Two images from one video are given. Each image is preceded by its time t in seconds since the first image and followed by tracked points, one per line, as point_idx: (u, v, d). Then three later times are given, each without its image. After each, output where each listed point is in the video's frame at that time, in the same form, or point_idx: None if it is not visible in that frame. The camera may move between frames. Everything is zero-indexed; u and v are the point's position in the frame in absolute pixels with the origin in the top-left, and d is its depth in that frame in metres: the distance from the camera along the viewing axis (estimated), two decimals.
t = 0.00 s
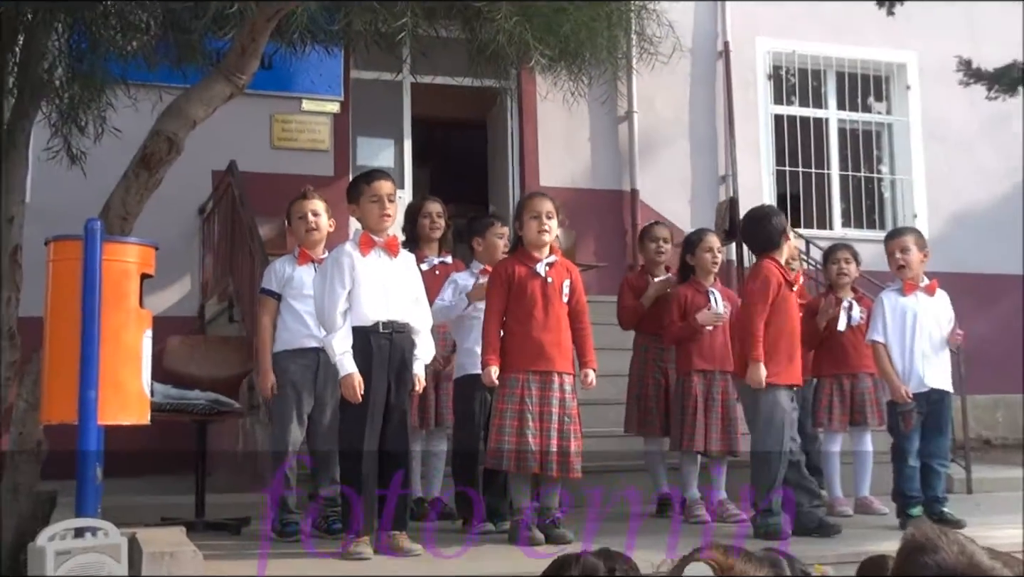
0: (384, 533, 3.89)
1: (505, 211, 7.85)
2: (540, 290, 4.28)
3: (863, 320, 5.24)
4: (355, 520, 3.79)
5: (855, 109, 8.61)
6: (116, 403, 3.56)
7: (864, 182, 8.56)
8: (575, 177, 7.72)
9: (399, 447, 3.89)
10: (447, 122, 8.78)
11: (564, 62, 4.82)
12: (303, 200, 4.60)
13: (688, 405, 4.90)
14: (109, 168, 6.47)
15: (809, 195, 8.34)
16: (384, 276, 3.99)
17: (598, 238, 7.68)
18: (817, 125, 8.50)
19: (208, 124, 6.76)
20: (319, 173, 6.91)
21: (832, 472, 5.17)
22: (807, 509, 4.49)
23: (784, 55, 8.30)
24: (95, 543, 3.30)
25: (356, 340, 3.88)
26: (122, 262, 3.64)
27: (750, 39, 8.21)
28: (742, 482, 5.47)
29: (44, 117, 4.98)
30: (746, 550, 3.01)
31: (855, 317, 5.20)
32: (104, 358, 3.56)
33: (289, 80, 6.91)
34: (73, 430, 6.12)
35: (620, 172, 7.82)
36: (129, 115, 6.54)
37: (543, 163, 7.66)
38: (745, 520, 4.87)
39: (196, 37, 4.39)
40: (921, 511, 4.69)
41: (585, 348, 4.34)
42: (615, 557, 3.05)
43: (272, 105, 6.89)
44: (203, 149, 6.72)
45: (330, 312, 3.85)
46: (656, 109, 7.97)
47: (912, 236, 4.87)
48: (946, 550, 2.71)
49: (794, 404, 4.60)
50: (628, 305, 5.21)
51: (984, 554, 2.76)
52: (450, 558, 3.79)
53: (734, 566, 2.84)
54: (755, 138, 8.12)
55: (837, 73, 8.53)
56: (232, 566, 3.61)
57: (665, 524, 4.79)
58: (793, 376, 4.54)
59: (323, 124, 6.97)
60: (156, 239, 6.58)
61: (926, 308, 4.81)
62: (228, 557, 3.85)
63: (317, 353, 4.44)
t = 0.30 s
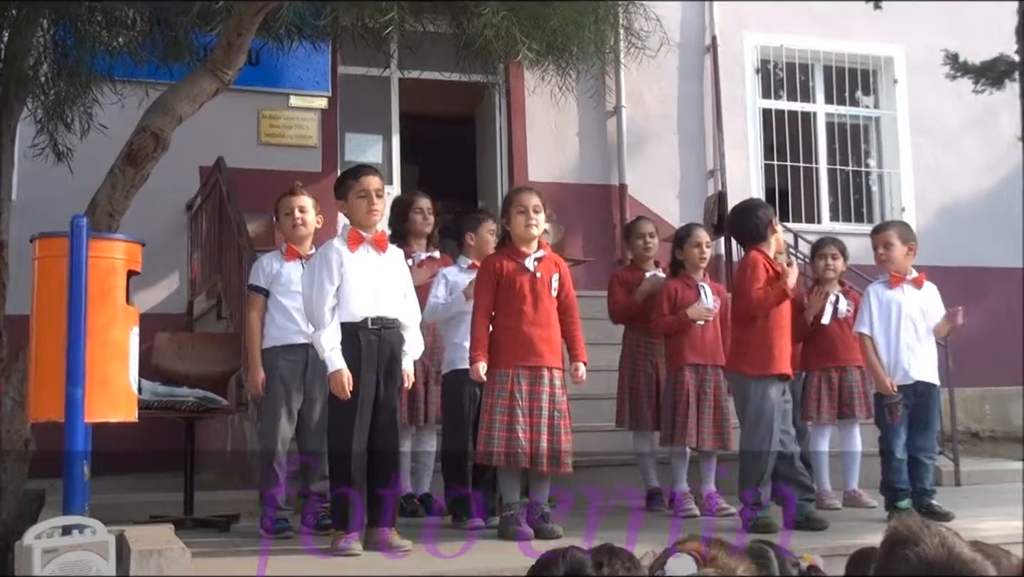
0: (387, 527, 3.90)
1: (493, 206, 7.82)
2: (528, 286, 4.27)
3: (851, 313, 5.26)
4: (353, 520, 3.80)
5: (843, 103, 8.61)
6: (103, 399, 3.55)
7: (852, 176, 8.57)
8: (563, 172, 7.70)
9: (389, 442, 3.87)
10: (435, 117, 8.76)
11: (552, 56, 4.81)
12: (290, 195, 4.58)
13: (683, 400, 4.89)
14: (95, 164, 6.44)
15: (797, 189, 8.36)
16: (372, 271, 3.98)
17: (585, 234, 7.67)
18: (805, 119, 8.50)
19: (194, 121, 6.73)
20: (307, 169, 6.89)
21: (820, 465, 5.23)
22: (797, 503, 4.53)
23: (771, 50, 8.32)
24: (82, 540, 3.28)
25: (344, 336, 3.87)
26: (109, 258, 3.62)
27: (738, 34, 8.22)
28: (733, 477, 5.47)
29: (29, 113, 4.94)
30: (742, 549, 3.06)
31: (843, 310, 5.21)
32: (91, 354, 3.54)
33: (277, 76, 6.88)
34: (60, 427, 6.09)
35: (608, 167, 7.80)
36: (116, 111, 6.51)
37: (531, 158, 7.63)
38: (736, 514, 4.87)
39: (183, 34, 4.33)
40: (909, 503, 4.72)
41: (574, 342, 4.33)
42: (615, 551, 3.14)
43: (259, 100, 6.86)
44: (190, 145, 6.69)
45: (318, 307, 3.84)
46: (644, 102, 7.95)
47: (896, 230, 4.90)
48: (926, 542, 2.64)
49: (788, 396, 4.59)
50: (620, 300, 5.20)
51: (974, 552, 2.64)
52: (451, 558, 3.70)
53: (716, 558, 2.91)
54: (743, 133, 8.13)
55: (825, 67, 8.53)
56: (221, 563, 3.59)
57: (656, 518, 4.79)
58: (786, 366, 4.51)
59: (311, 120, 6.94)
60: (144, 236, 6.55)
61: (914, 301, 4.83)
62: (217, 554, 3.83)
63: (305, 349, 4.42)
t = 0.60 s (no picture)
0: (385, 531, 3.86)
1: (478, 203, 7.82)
2: (513, 282, 4.27)
3: (835, 309, 5.30)
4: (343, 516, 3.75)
5: (827, 99, 8.64)
6: (86, 398, 3.53)
7: (835, 172, 8.62)
8: (548, 169, 7.70)
9: (374, 439, 3.86)
10: (419, 113, 8.74)
11: (538, 52, 4.80)
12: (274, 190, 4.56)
13: (679, 398, 4.90)
14: (78, 161, 6.41)
15: (781, 186, 8.39)
16: (358, 267, 3.97)
17: (571, 230, 7.68)
18: (790, 115, 8.54)
19: (177, 118, 6.69)
20: (291, 166, 6.88)
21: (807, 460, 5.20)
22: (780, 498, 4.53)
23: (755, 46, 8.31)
24: (66, 539, 3.26)
25: (330, 333, 3.87)
26: (92, 256, 3.60)
27: (723, 30, 8.23)
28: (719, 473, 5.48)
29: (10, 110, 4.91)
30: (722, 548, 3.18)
31: (827, 306, 5.24)
32: (74, 352, 3.52)
33: (261, 72, 6.87)
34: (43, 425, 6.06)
35: (593, 163, 7.81)
36: (99, 108, 6.49)
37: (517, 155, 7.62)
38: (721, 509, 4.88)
39: (166, 31, 4.32)
40: (893, 498, 4.73)
41: (558, 339, 4.34)
42: (603, 545, 3.20)
43: (243, 97, 6.83)
44: (173, 142, 6.67)
45: (303, 304, 3.83)
46: (629, 98, 7.96)
47: (881, 227, 4.92)
48: (904, 538, 2.80)
49: (779, 391, 4.59)
50: (606, 297, 5.21)
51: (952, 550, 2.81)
52: (453, 558, 3.63)
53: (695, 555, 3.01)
54: (728, 130, 8.15)
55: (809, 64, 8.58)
56: (207, 561, 3.57)
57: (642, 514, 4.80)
58: (777, 361, 4.51)
59: (295, 116, 6.93)
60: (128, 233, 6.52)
61: (898, 297, 4.85)
62: (202, 552, 3.81)
63: (291, 346, 4.41)
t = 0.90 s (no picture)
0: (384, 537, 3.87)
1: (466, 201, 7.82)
2: (499, 280, 4.27)
3: (823, 306, 5.29)
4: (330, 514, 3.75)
5: (813, 98, 8.67)
6: (72, 396, 3.51)
7: (822, 169, 8.66)
8: (536, 167, 7.70)
9: (361, 437, 3.86)
10: (406, 111, 8.73)
11: (524, 50, 4.79)
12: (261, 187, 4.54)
13: (666, 397, 4.91)
14: (62, 158, 6.38)
15: (768, 183, 8.40)
16: (345, 265, 3.96)
17: (559, 228, 7.68)
18: (776, 113, 8.56)
19: (163, 115, 6.67)
20: (278, 164, 6.87)
21: (794, 458, 5.21)
22: (765, 496, 4.55)
23: (741, 45, 8.34)
24: (53, 537, 3.24)
25: (317, 330, 3.85)
26: (77, 253, 3.58)
27: (709, 28, 8.25)
28: (706, 470, 5.49)
29: None
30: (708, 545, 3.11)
31: (815, 303, 5.23)
32: (59, 350, 3.51)
33: (247, 70, 6.85)
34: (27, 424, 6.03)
35: (580, 161, 7.81)
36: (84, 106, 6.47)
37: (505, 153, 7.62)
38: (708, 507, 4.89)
39: (151, 27, 4.30)
40: (878, 495, 4.75)
41: (545, 337, 4.34)
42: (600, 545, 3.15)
43: (229, 94, 6.81)
44: (159, 139, 6.65)
45: (290, 301, 3.82)
46: (615, 96, 7.97)
47: (869, 224, 4.93)
48: (888, 531, 2.81)
49: (772, 389, 4.58)
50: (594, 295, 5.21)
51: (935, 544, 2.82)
52: (451, 558, 3.57)
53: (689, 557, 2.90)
54: (714, 128, 8.17)
55: (795, 62, 8.60)
56: (195, 560, 3.56)
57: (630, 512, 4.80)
58: (769, 359, 4.50)
59: (281, 114, 6.91)
60: (114, 231, 6.50)
61: (884, 295, 4.87)
62: (189, 551, 3.80)
63: (277, 344, 4.39)
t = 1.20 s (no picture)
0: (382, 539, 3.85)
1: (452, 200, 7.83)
2: (485, 278, 4.27)
3: (809, 304, 5.30)
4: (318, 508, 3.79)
5: (798, 97, 8.69)
6: (56, 395, 3.51)
7: (807, 169, 8.69)
8: (522, 166, 7.70)
9: (347, 436, 3.85)
10: (392, 109, 8.73)
11: (510, 49, 4.80)
12: (247, 185, 4.52)
13: (642, 392, 4.91)
14: (47, 156, 6.36)
15: (754, 183, 8.42)
16: (331, 264, 3.95)
17: (545, 228, 7.69)
18: (761, 112, 8.58)
19: (149, 113, 6.65)
20: (264, 163, 6.85)
21: (780, 457, 5.21)
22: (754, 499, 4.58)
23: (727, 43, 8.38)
24: (37, 537, 3.23)
25: (304, 330, 3.85)
26: (62, 252, 3.56)
27: (694, 28, 8.27)
28: (691, 468, 5.51)
29: None
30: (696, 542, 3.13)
31: (801, 302, 5.26)
32: (44, 349, 3.50)
33: (232, 68, 6.84)
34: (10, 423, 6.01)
35: (567, 160, 7.81)
36: (69, 103, 6.45)
37: (491, 152, 7.62)
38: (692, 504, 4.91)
39: (136, 25, 4.27)
40: (863, 493, 4.77)
41: (531, 335, 4.34)
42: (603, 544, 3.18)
43: (215, 92, 6.80)
44: (144, 137, 6.63)
45: (276, 300, 3.81)
46: (602, 95, 7.97)
47: (853, 224, 4.94)
48: (872, 527, 2.83)
49: (760, 387, 4.59)
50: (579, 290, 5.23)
51: (919, 536, 2.84)
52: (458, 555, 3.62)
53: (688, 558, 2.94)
54: (699, 127, 8.20)
55: (780, 61, 8.63)
56: (179, 559, 3.55)
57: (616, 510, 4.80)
58: (757, 358, 4.51)
59: (267, 112, 6.90)
60: (99, 229, 6.48)
61: (869, 295, 4.88)
62: (173, 550, 3.79)
63: (262, 344, 4.38)
